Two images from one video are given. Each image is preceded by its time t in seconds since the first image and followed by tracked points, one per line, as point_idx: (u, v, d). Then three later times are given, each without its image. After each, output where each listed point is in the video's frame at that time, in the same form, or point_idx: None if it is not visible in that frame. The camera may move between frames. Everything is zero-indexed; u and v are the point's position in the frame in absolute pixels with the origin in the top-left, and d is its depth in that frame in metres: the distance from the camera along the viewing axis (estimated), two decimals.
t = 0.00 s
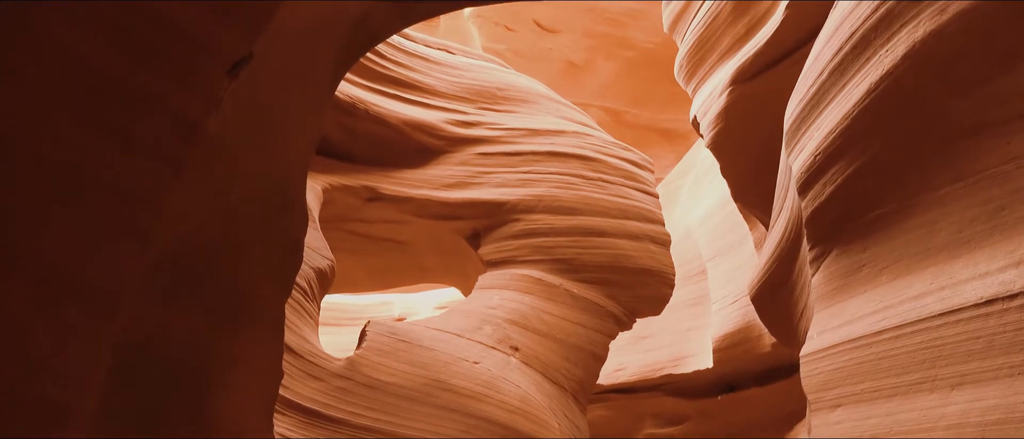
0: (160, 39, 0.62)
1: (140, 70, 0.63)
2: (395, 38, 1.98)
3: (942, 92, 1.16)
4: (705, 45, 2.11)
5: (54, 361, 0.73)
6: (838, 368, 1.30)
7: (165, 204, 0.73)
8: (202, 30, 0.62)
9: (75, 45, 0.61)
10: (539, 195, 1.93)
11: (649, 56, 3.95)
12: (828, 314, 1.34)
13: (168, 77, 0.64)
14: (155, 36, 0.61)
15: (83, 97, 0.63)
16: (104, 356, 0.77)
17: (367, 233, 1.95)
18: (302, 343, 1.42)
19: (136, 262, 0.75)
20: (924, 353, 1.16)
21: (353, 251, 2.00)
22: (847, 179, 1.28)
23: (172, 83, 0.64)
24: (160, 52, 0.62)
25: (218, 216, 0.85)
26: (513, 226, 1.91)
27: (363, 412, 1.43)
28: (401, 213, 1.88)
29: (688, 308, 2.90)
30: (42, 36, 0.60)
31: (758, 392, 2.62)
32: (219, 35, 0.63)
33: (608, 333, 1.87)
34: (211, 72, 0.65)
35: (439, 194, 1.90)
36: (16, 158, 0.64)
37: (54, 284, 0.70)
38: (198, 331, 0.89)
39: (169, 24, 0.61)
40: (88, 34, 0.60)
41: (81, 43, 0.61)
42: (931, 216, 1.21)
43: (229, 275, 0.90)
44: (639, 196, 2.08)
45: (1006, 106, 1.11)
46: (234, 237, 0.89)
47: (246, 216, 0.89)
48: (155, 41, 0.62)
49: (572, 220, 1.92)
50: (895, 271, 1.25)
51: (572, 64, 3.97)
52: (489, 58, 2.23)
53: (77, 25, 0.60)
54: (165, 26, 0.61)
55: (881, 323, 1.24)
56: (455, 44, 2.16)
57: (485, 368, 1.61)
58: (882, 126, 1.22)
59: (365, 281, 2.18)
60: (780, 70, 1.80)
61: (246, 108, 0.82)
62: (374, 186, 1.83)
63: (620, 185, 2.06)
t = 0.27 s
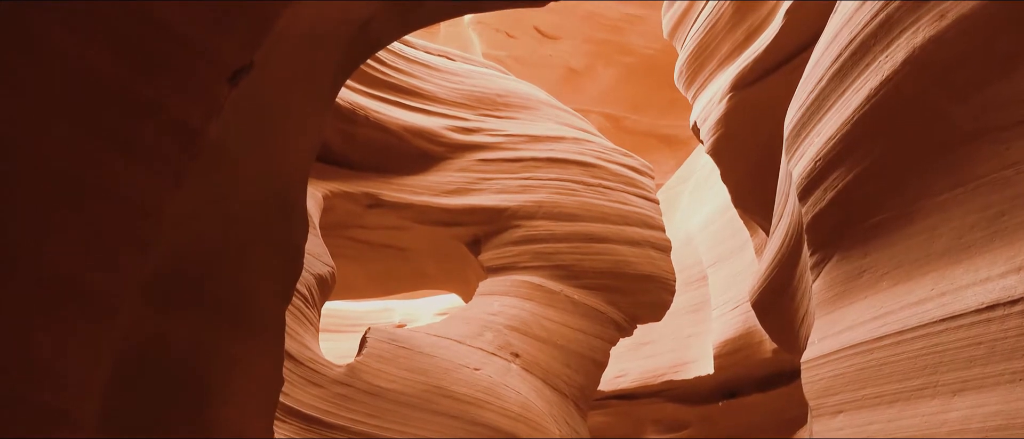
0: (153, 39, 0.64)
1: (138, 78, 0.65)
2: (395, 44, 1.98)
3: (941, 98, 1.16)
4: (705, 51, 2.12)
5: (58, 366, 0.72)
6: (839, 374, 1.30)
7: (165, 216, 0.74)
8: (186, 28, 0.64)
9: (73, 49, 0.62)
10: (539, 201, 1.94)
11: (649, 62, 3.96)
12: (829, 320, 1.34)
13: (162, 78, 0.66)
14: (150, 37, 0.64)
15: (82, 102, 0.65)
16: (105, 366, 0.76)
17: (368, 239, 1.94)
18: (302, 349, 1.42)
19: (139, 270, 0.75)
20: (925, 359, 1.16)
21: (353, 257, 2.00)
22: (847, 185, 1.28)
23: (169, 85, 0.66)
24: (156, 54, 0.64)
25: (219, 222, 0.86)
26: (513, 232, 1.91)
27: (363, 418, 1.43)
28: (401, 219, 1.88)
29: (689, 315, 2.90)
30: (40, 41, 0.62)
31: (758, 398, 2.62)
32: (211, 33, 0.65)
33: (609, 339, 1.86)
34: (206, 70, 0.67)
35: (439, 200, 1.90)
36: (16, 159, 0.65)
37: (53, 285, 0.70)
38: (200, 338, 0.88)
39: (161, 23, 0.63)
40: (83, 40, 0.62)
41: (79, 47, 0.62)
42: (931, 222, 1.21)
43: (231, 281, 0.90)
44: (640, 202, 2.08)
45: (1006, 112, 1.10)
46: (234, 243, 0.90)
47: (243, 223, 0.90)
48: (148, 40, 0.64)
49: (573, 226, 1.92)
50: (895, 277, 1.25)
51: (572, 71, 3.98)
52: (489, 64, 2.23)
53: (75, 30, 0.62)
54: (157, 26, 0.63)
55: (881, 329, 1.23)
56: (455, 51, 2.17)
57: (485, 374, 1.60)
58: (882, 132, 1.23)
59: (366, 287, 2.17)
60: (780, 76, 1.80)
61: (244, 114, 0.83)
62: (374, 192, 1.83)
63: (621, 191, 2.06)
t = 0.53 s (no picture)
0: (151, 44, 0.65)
1: (138, 84, 0.66)
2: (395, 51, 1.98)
3: (942, 104, 1.16)
4: (705, 57, 2.12)
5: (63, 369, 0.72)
6: (841, 380, 1.29)
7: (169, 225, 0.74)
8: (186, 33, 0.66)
9: (70, 53, 0.64)
10: (539, 207, 1.94)
11: (649, 69, 3.97)
12: (830, 325, 1.34)
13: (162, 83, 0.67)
14: (149, 41, 0.65)
15: (81, 103, 0.66)
16: (105, 370, 0.76)
17: (368, 245, 1.95)
18: (303, 356, 1.42)
19: (141, 279, 0.75)
20: (926, 365, 1.16)
21: (354, 263, 2.00)
22: (847, 190, 1.28)
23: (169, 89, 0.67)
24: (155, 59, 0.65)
25: (217, 227, 0.87)
26: (514, 238, 1.91)
27: (363, 425, 1.42)
28: (401, 225, 1.88)
29: (689, 321, 2.90)
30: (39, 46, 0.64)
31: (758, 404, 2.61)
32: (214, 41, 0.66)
33: (610, 346, 1.86)
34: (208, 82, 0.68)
35: (440, 206, 1.90)
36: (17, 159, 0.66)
37: (53, 284, 0.70)
38: (200, 345, 0.88)
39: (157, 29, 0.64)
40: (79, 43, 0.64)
41: (80, 52, 0.65)
42: (932, 227, 1.21)
43: (232, 288, 0.91)
44: (640, 208, 2.08)
45: (1007, 117, 1.10)
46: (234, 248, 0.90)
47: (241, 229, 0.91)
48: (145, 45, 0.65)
49: (573, 232, 1.93)
50: (896, 283, 1.25)
51: (572, 77, 3.98)
52: (489, 70, 2.24)
53: (73, 35, 0.64)
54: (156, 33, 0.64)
55: (882, 335, 1.23)
56: (456, 57, 2.17)
57: (486, 381, 1.60)
58: (882, 138, 1.23)
59: (366, 294, 2.17)
60: (780, 82, 1.81)
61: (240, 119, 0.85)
62: (375, 199, 1.84)
63: (621, 197, 2.06)
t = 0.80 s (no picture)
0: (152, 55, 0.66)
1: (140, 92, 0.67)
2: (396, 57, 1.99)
3: (942, 110, 1.16)
4: (705, 63, 2.12)
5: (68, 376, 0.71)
6: (842, 386, 1.29)
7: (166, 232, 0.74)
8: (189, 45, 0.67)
9: (72, 58, 0.65)
10: (540, 214, 1.94)
11: (649, 75, 3.98)
12: (831, 331, 1.33)
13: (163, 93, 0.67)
14: (150, 48, 0.66)
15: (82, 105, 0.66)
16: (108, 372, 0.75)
17: (369, 252, 1.95)
18: (304, 363, 1.42)
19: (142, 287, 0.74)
20: (927, 371, 1.15)
21: (354, 269, 2.00)
22: (848, 196, 1.28)
23: (171, 98, 0.68)
24: (156, 68, 0.66)
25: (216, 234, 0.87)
26: (514, 244, 1.91)
27: (363, 431, 1.42)
28: (402, 232, 1.88)
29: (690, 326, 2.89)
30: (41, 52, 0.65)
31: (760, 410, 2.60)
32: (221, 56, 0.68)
33: (611, 352, 1.85)
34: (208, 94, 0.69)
35: (440, 212, 1.90)
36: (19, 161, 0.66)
37: (53, 284, 0.70)
38: (203, 351, 0.89)
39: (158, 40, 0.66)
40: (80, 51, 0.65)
41: (81, 59, 0.65)
42: (932, 233, 1.21)
43: (235, 293, 0.93)
44: (641, 214, 2.08)
45: (1006, 122, 1.11)
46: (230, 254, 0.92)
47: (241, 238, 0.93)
48: (145, 55, 0.66)
49: (573, 238, 1.92)
50: (897, 289, 1.25)
51: (572, 83, 3.99)
52: (490, 77, 2.24)
53: (74, 42, 0.65)
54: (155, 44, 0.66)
55: (883, 340, 1.23)
56: (456, 64, 2.18)
57: (487, 387, 1.59)
58: (882, 143, 1.23)
59: (367, 300, 2.17)
60: (780, 88, 1.81)
61: (239, 125, 0.86)
62: (375, 205, 1.84)
63: (622, 203, 2.06)
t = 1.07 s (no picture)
0: (150, 60, 0.69)
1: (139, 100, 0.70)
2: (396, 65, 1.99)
3: (941, 116, 1.16)
4: (705, 69, 2.13)
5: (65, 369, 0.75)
6: (843, 392, 1.28)
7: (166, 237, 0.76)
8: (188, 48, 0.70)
9: (77, 73, 0.69)
10: (540, 220, 1.94)
11: (649, 81, 3.98)
12: (832, 337, 1.33)
13: (161, 97, 0.71)
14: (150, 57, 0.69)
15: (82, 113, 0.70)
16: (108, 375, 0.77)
17: (370, 259, 1.95)
18: (304, 371, 1.43)
19: (137, 288, 0.77)
20: (929, 377, 1.15)
21: (355, 276, 2.00)
22: (848, 202, 1.28)
23: (171, 102, 0.71)
24: (153, 73, 0.70)
25: (213, 239, 0.89)
26: (515, 250, 1.91)
27: None
28: (402, 238, 1.88)
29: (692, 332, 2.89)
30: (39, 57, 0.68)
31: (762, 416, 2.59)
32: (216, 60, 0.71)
33: (612, 358, 1.84)
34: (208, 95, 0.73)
35: (441, 219, 1.90)
36: (16, 162, 0.70)
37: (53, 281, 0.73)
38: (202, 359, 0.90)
39: (155, 43, 0.69)
40: (78, 56, 0.68)
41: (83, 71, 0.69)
42: (933, 238, 1.21)
43: (232, 301, 0.93)
44: (641, 220, 2.08)
45: (1006, 128, 1.11)
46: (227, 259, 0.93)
47: (237, 245, 0.94)
48: (142, 60, 0.69)
49: (574, 245, 1.93)
50: (898, 294, 1.25)
51: (572, 89, 4.00)
52: (490, 83, 2.24)
53: (70, 47, 0.68)
54: (152, 48, 0.69)
55: (884, 346, 1.23)
56: (456, 70, 2.18)
57: (487, 394, 1.58)
58: (882, 149, 1.23)
59: (368, 307, 2.17)
60: (780, 94, 1.81)
61: (237, 132, 0.86)
62: (375, 212, 1.84)
63: (622, 209, 2.07)
